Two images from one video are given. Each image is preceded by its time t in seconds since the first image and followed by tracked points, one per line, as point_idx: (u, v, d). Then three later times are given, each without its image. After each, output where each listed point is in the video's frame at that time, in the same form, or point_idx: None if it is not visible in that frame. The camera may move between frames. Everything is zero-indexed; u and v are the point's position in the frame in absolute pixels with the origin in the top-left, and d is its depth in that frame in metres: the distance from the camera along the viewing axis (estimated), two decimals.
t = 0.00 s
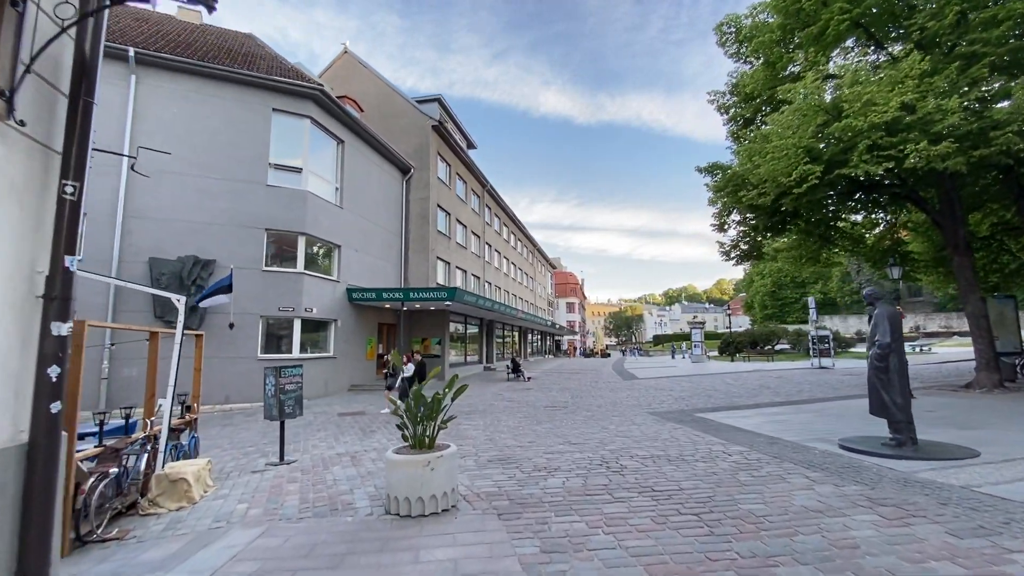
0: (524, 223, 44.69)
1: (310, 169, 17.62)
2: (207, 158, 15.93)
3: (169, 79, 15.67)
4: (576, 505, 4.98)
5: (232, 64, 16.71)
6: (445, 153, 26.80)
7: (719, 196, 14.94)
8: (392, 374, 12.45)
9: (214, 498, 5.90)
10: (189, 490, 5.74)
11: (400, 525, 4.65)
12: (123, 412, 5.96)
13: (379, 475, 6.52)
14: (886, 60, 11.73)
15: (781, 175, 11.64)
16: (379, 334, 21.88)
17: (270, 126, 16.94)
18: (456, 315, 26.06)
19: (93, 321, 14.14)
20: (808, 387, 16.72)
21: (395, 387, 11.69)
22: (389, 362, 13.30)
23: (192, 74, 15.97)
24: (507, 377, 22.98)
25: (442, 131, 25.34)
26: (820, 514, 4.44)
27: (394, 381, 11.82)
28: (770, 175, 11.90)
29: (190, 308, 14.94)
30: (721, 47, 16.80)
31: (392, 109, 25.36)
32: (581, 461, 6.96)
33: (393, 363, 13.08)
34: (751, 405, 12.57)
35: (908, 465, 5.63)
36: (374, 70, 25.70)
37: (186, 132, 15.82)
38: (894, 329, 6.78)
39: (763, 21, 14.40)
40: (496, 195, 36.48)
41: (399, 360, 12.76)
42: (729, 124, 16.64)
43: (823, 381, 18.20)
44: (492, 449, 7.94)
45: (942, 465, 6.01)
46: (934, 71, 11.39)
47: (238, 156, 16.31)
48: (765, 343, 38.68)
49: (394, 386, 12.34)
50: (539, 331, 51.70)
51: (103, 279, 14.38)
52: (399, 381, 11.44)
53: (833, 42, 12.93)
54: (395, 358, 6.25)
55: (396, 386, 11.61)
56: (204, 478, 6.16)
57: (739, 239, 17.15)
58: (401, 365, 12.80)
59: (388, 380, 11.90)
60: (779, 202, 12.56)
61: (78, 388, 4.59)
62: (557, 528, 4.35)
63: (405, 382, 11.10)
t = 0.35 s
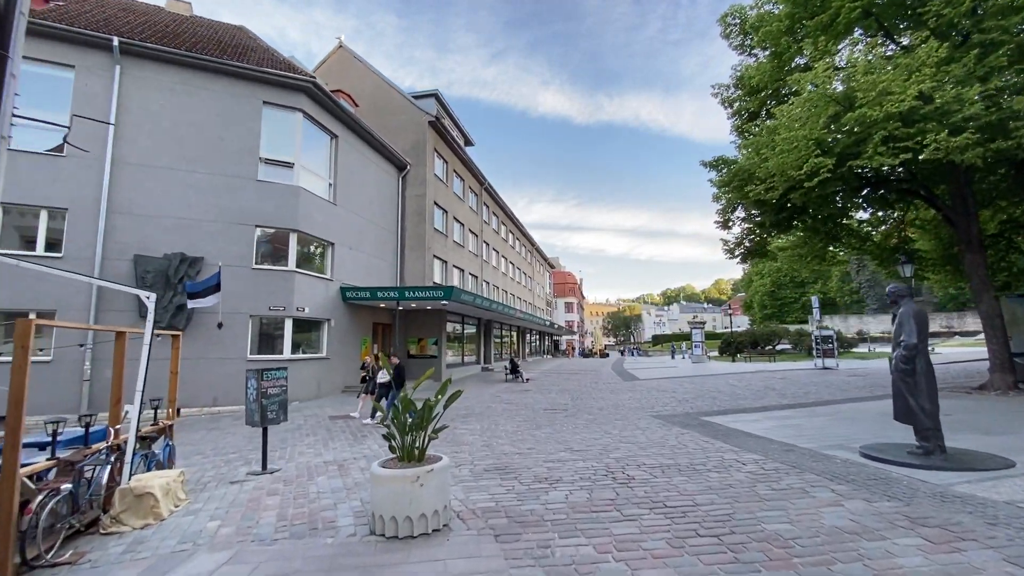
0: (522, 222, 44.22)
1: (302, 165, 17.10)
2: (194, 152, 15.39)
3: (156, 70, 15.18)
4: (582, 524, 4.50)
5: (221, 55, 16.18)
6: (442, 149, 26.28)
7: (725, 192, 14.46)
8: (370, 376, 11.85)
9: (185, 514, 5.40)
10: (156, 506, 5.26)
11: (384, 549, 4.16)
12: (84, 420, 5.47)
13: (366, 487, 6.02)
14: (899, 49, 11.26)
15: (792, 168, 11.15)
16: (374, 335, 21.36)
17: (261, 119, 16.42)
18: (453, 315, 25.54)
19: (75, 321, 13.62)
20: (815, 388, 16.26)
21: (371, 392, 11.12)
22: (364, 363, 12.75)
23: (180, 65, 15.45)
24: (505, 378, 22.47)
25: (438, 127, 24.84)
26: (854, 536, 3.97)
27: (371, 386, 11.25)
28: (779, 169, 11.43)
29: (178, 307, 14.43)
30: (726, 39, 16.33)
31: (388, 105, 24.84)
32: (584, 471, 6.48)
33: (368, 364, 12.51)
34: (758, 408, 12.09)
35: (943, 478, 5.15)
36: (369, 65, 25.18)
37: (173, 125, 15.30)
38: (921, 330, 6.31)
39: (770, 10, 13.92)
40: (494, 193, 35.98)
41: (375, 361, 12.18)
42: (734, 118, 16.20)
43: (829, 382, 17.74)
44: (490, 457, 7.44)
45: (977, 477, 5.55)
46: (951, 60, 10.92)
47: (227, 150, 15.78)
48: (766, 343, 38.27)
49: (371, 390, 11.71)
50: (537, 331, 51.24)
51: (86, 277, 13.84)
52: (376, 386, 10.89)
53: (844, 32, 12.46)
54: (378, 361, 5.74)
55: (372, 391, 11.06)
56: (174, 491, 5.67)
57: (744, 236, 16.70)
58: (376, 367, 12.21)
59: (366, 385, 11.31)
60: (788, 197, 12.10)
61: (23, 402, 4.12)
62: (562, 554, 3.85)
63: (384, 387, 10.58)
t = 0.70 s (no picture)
0: (521, 221, 43.81)
1: (295, 158, 16.60)
2: (183, 144, 14.90)
3: (143, 60, 14.68)
4: (592, 539, 4.04)
5: (212, 45, 15.69)
6: (440, 145, 25.80)
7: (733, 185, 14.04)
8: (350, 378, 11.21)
9: (154, 527, 4.93)
10: (121, 519, 4.77)
11: (372, 570, 3.69)
12: (43, 424, 4.98)
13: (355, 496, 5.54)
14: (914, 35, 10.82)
15: (803, 158, 10.71)
16: (369, 333, 20.85)
17: (253, 111, 15.93)
18: (450, 314, 25.06)
19: (57, 319, 13.09)
20: (822, 388, 15.84)
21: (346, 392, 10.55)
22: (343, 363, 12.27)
23: (168, 55, 14.96)
24: (504, 378, 21.98)
25: (436, 122, 24.36)
26: (902, 554, 3.52)
27: (346, 387, 10.69)
28: (788, 160, 10.97)
29: (166, 304, 13.94)
30: (730, 30, 15.92)
31: (384, 99, 24.33)
32: (591, 477, 6.01)
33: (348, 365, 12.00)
34: (767, 409, 11.65)
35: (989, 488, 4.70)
36: (365, 59, 24.68)
37: (160, 116, 14.77)
38: (950, 326, 5.88)
39: None
40: (493, 191, 35.52)
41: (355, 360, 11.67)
42: (739, 110, 15.81)
43: (836, 381, 17.33)
44: (489, 463, 6.96)
45: (1019, 484, 5.11)
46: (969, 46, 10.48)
47: (216, 142, 15.27)
48: (767, 342, 37.90)
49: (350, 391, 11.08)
50: (535, 330, 50.80)
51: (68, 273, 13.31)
52: (352, 386, 10.32)
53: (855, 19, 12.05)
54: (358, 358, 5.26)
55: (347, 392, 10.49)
56: (143, 500, 5.19)
57: (749, 231, 16.28)
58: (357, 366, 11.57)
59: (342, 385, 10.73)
60: (798, 189, 11.66)
61: None
62: None
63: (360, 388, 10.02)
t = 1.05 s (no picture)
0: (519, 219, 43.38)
1: (286, 152, 16.10)
2: (168, 137, 14.38)
3: (127, 48, 14.15)
4: (600, 562, 3.57)
5: (199, 34, 15.16)
6: (436, 140, 25.32)
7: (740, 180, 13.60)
8: (322, 381, 10.45)
9: (113, 545, 4.45)
10: (74, 536, 4.29)
11: None
12: None
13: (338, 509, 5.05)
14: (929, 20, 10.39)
15: (814, 150, 10.25)
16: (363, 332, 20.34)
17: (242, 103, 15.41)
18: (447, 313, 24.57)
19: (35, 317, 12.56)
20: (829, 389, 15.43)
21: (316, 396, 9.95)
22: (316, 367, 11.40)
23: (154, 44, 14.44)
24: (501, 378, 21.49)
25: (431, 117, 23.86)
26: None
27: (318, 390, 10.10)
28: (797, 151, 10.53)
29: (150, 301, 13.41)
30: (733, 21, 15.50)
31: (380, 93, 23.81)
32: (595, 487, 5.55)
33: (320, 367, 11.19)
34: (775, 411, 11.21)
35: None
36: (360, 52, 24.17)
37: (145, 107, 14.23)
38: (983, 322, 5.44)
39: None
40: (490, 188, 35.03)
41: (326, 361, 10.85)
42: (743, 103, 15.38)
43: (841, 381, 16.93)
44: (485, 470, 6.49)
45: None
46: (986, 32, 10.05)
47: (204, 135, 14.75)
48: (767, 342, 37.51)
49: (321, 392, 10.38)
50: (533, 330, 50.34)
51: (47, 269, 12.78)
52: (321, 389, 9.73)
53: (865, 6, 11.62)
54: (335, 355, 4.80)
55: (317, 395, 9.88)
56: (101, 515, 4.71)
57: (753, 226, 15.85)
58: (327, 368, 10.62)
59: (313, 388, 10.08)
60: (806, 182, 11.22)
61: None
62: None
63: (330, 390, 9.41)
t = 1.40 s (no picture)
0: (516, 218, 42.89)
1: (276, 146, 15.58)
2: (152, 128, 13.82)
3: (109, 36, 13.58)
4: None
5: (185, 22, 14.61)
6: (432, 136, 24.80)
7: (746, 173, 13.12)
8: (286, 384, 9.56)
9: (57, 571, 3.92)
10: (10, 561, 3.75)
11: None
12: None
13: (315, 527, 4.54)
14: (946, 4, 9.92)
15: (826, 140, 9.76)
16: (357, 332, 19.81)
17: (229, 95, 14.87)
18: (443, 312, 24.06)
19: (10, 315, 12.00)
20: (836, 390, 14.98)
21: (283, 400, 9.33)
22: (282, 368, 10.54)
23: (137, 32, 13.87)
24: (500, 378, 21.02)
25: (427, 112, 23.35)
26: None
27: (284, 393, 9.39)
28: (807, 142, 10.05)
29: (131, 300, 12.87)
30: (737, 11, 15.04)
31: (374, 87, 23.26)
32: (600, 501, 5.05)
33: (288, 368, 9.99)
34: (783, 413, 10.76)
35: None
36: (354, 45, 23.61)
37: (127, 97, 13.67)
38: None
39: None
40: (487, 186, 34.52)
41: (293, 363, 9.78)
42: (747, 95, 14.94)
43: (847, 382, 16.51)
44: (479, 481, 5.99)
45: None
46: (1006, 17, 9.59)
47: (190, 126, 14.21)
48: (767, 342, 37.12)
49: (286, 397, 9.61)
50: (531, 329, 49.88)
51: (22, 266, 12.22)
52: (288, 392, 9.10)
53: None
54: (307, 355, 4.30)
55: (284, 399, 9.26)
56: (46, 536, 4.16)
57: (758, 222, 15.42)
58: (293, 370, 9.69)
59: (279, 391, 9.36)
60: (816, 175, 10.76)
61: None
62: None
63: (295, 393, 8.78)
